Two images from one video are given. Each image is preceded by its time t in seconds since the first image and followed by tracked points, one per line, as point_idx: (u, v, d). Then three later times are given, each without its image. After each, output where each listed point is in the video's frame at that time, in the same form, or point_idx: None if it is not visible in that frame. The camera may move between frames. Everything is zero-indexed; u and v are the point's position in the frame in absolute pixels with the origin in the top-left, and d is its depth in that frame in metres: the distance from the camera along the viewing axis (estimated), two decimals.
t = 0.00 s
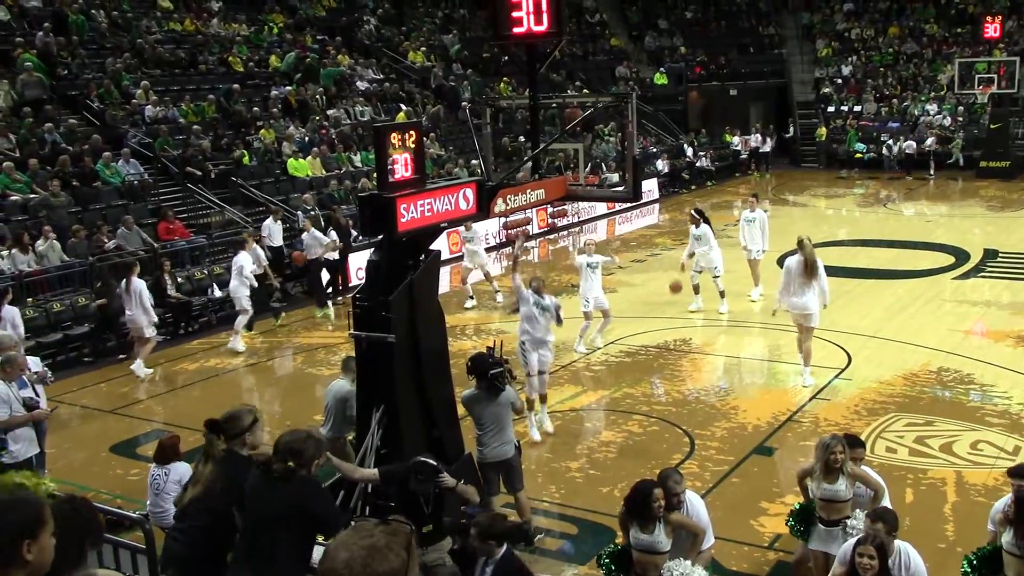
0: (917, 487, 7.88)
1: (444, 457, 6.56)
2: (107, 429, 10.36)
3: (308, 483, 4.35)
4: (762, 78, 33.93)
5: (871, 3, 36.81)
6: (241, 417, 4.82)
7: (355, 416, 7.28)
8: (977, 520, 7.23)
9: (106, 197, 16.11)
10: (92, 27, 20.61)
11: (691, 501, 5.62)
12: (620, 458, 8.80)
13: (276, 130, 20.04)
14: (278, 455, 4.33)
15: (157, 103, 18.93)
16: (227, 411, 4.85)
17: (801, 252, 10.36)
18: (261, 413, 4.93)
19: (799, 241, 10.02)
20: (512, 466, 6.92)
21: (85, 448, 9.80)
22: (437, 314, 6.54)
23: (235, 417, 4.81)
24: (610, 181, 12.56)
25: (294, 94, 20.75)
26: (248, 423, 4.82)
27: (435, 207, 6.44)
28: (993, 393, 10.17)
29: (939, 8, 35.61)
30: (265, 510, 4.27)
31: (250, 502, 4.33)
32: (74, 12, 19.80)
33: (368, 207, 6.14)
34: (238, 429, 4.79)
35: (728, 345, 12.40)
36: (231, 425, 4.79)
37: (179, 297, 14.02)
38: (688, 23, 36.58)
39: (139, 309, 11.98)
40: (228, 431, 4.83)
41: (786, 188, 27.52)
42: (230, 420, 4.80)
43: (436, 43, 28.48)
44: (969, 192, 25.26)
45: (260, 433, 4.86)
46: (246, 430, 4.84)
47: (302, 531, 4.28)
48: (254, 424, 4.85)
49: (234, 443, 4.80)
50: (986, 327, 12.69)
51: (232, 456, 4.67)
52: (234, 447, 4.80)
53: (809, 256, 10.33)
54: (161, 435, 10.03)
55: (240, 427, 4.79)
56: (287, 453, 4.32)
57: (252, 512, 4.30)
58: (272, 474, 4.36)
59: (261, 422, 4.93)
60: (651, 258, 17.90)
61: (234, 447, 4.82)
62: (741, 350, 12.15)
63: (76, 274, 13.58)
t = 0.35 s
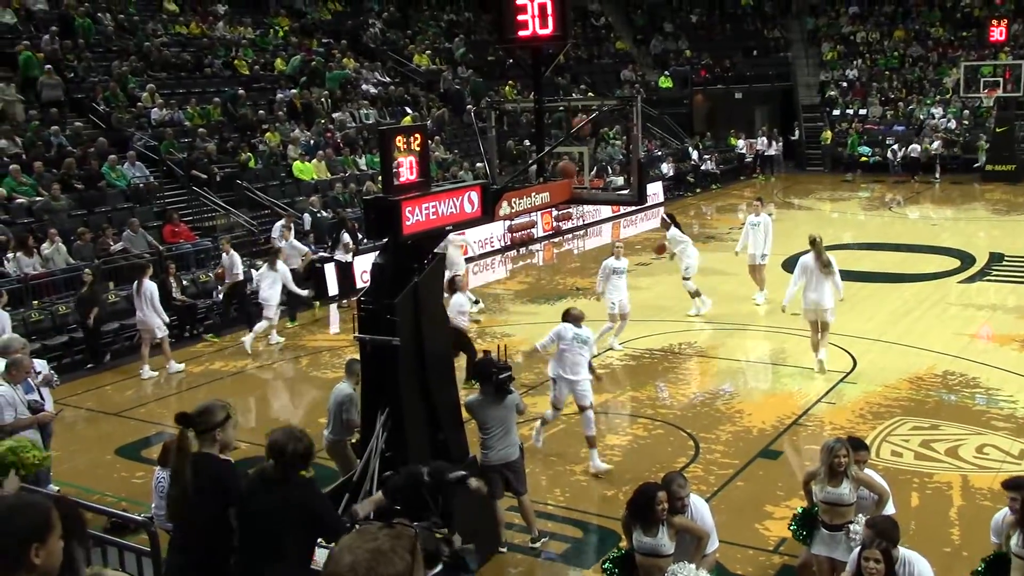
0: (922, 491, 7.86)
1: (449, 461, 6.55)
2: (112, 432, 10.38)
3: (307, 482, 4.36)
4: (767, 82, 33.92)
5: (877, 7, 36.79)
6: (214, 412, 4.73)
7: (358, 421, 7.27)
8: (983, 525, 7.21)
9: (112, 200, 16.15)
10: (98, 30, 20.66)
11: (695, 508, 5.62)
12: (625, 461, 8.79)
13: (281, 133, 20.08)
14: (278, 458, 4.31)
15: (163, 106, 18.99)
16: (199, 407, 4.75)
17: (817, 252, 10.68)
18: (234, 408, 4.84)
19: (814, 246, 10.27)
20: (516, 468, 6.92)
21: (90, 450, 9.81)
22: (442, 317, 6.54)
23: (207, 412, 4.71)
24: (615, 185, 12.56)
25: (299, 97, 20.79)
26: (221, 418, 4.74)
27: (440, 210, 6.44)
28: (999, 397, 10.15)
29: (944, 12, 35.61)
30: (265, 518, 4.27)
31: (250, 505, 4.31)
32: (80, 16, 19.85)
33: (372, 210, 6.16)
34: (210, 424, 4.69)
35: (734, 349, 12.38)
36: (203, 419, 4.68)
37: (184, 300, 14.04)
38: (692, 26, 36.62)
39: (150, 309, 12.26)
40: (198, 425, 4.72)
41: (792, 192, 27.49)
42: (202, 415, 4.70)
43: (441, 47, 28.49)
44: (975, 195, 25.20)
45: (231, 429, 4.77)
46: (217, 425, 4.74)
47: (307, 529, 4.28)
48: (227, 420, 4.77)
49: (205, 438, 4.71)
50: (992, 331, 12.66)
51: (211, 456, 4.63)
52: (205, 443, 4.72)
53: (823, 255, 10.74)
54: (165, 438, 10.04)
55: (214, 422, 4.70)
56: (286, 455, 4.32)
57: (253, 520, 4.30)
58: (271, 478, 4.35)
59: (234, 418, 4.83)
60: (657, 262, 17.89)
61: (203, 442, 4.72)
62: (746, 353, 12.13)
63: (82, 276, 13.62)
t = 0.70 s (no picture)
0: (929, 496, 7.83)
1: (455, 465, 6.55)
2: (118, 435, 10.40)
3: (269, 513, 3.81)
4: (774, 86, 33.90)
5: (884, 11, 36.76)
6: (209, 418, 4.79)
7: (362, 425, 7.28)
8: (990, 530, 7.19)
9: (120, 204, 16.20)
10: (106, 34, 20.73)
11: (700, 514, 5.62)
12: (631, 466, 8.78)
13: (289, 136, 20.13)
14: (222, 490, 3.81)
15: (171, 110, 19.06)
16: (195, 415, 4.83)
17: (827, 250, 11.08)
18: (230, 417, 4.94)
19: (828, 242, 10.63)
20: (523, 472, 6.92)
21: (97, 453, 9.84)
22: (448, 320, 6.57)
23: (202, 418, 4.79)
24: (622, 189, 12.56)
25: (306, 101, 20.84)
26: (216, 425, 4.80)
27: (447, 214, 6.45)
28: (1006, 402, 10.12)
29: (952, 16, 35.58)
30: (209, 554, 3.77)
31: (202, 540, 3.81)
32: (88, 20, 19.92)
33: (380, 214, 6.18)
34: (204, 431, 4.75)
35: (741, 353, 12.37)
36: (198, 426, 4.75)
37: (191, 303, 14.09)
38: (699, 30, 36.61)
39: (168, 312, 12.30)
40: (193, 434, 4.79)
41: (799, 196, 27.45)
42: (198, 422, 4.77)
43: (448, 51, 28.52)
44: (983, 200, 25.13)
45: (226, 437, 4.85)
46: (212, 432, 4.81)
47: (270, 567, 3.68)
48: (222, 427, 4.84)
49: (199, 447, 4.75)
50: (999, 336, 12.63)
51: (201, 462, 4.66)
52: (198, 450, 4.76)
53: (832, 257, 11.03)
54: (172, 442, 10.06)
55: (208, 428, 4.76)
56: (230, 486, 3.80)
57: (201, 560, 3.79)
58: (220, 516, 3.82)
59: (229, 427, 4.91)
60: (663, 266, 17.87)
61: (197, 449, 4.77)
62: (752, 358, 12.12)
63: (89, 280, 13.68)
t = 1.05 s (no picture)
0: (933, 505, 7.81)
1: (458, 471, 6.53)
2: (121, 437, 10.42)
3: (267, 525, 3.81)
4: (779, 93, 33.91)
5: (889, 19, 36.79)
6: (220, 426, 4.74)
7: (363, 429, 7.26)
8: (993, 540, 7.16)
9: (125, 206, 16.23)
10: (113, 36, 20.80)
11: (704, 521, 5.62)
12: (634, 472, 8.77)
13: (294, 140, 20.15)
14: (243, 496, 3.79)
15: (176, 113, 19.11)
16: (205, 422, 4.75)
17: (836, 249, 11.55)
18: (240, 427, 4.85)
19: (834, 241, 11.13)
20: (527, 478, 6.92)
21: (100, 456, 9.85)
22: (451, 325, 6.55)
23: (212, 426, 4.72)
24: (626, 195, 12.56)
25: (312, 106, 20.89)
26: (227, 433, 4.74)
27: (450, 219, 6.45)
28: (1010, 411, 10.09)
29: (958, 25, 35.58)
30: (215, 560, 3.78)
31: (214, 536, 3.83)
32: (95, 23, 19.99)
33: (384, 218, 6.17)
34: (216, 439, 4.70)
35: (743, 360, 12.36)
36: (209, 435, 4.69)
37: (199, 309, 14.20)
38: (705, 37, 36.62)
39: (182, 313, 12.58)
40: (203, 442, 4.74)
41: (803, 203, 27.45)
42: (208, 429, 4.71)
43: (453, 56, 28.56)
44: (988, 208, 25.08)
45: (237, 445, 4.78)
46: (223, 440, 4.76)
47: None
48: (232, 435, 4.78)
49: (208, 456, 4.71)
50: (1004, 345, 12.59)
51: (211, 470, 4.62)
52: (208, 458, 4.72)
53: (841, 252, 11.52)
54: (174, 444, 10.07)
55: (219, 436, 4.71)
56: (254, 492, 3.78)
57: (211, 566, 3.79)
58: (233, 523, 3.82)
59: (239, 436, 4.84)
60: (667, 272, 17.87)
61: (207, 457, 4.72)
62: (756, 365, 12.11)
63: (94, 283, 13.71)
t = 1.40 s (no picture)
0: (935, 512, 7.80)
1: (459, 477, 6.53)
2: (123, 442, 10.42)
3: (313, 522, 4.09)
4: (782, 99, 33.93)
5: (892, 26, 36.81)
6: (227, 434, 4.76)
7: (366, 435, 7.25)
8: (996, 547, 7.16)
9: (128, 212, 16.25)
10: (117, 42, 20.86)
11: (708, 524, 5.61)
12: (635, 479, 8.76)
13: (297, 147, 20.17)
14: (301, 492, 4.07)
15: (179, 119, 19.15)
16: (212, 429, 4.79)
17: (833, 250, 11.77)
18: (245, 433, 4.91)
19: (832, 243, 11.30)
20: (527, 485, 6.91)
21: (103, 461, 9.85)
22: (453, 331, 6.55)
23: (220, 434, 4.75)
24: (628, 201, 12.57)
25: (315, 111, 20.92)
26: (234, 441, 4.77)
27: (452, 225, 6.46)
28: (1013, 418, 10.09)
29: (960, 32, 35.61)
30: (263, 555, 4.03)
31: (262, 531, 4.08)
32: (99, 29, 20.03)
33: (386, 224, 6.18)
34: (223, 447, 4.73)
35: (745, 366, 12.35)
36: (217, 442, 4.73)
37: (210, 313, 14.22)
38: (707, 43, 36.64)
39: (188, 316, 12.55)
40: (209, 449, 4.75)
41: (806, 210, 27.44)
42: (215, 437, 4.73)
43: (456, 62, 28.61)
44: (991, 215, 25.05)
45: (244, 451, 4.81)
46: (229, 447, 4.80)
47: None
48: (238, 442, 4.82)
49: (216, 463, 4.73)
50: (1006, 352, 12.58)
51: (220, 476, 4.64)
52: (215, 465, 4.74)
53: (840, 254, 11.76)
54: (176, 450, 10.08)
55: (226, 444, 4.74)
56: (310, 490, 4.07)
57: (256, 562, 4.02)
58: (285, 514, 4.10)
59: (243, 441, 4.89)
60: (669, 278, 17.87)
61: (215, 465, 4.75)
62: (757, 372, 12.10)
63: (97, 288, 13.72)
